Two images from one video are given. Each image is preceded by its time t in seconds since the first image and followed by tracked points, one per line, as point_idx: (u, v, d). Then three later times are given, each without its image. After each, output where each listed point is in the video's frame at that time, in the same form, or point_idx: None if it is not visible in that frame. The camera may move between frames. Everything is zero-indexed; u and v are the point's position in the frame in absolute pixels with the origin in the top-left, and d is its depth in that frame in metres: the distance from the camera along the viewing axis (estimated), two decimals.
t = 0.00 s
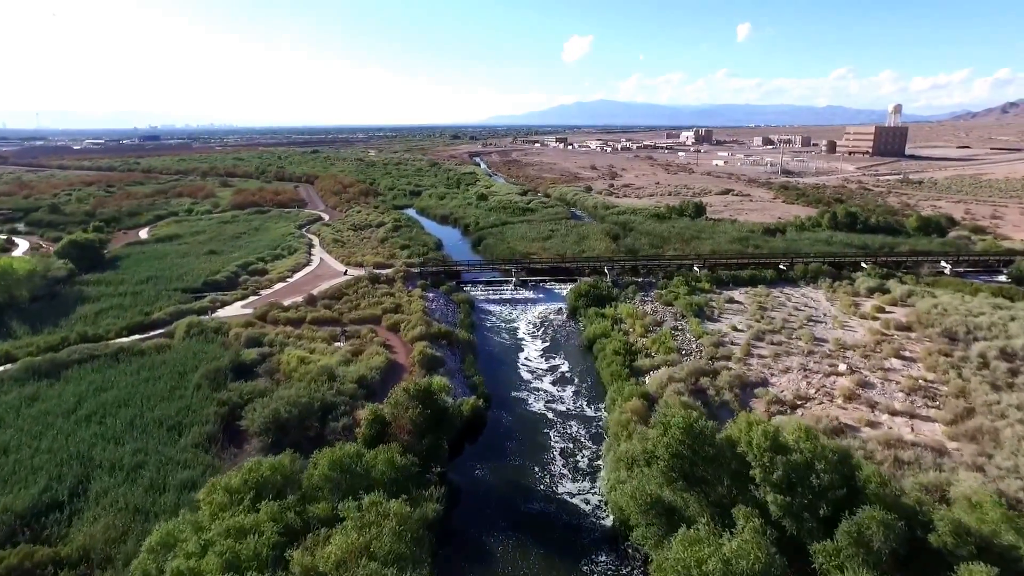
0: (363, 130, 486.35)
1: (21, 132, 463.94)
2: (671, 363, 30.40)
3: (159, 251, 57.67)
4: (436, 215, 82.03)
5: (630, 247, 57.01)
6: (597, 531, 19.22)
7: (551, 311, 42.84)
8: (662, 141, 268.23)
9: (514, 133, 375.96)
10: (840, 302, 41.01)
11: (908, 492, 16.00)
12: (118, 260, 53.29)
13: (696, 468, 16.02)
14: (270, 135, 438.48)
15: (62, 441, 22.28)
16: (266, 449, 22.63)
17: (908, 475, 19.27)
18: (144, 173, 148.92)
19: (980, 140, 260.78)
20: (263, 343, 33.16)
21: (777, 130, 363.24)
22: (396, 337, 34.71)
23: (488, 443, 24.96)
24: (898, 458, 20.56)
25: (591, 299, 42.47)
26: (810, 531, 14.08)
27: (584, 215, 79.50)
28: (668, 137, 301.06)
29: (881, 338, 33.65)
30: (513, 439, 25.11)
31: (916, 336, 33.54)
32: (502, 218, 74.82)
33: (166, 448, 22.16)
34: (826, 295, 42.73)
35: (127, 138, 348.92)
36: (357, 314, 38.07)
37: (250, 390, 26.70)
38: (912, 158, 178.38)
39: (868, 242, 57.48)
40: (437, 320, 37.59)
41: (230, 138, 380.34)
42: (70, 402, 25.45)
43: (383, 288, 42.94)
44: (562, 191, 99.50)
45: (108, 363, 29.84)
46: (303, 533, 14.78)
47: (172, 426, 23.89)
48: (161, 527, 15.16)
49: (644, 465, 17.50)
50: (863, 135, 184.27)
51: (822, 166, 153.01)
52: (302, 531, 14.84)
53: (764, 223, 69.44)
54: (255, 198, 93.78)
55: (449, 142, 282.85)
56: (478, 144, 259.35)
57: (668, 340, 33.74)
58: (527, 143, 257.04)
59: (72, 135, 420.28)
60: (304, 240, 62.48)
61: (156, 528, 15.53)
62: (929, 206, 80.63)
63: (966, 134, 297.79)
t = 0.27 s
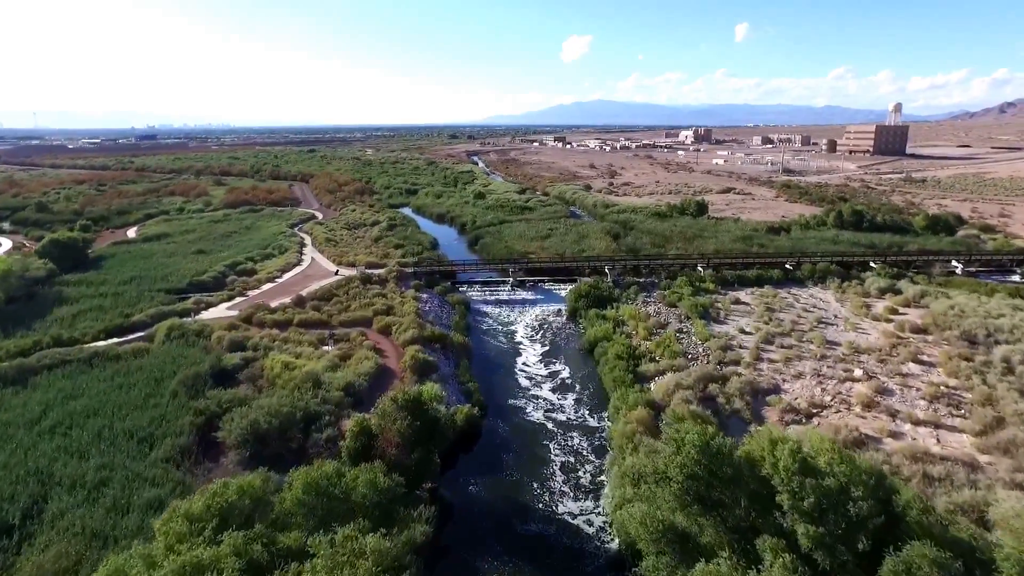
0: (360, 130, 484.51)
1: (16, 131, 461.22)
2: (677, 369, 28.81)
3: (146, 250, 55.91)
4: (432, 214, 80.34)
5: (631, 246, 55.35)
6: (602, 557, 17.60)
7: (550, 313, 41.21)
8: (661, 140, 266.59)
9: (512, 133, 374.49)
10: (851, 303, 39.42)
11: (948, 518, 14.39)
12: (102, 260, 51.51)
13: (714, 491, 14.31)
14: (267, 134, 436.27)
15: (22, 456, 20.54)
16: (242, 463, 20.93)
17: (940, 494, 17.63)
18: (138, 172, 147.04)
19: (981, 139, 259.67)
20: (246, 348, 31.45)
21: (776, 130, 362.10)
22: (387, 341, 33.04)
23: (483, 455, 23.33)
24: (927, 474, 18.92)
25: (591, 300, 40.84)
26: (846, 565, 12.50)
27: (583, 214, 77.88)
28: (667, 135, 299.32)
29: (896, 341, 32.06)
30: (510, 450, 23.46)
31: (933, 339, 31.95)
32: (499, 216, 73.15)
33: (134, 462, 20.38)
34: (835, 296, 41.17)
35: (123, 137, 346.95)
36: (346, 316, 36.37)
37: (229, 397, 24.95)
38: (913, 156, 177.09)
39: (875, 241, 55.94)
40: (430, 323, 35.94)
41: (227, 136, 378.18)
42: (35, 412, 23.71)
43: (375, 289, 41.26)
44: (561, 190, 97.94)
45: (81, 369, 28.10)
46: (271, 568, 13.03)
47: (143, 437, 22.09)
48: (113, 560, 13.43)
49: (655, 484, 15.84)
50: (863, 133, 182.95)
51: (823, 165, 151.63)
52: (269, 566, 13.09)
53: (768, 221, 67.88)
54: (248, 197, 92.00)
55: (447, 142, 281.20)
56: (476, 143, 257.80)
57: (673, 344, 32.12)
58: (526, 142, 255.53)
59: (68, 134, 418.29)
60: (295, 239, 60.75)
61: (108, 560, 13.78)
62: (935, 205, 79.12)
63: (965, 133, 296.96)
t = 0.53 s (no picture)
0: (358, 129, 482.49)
1: (12, 131, 458.58)
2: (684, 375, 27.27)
3: (132, 250, 54.16)
4: (429, 213, 78.72)
5: (633, 245, 53.76)
6: None
7: (549, 315, 39.60)
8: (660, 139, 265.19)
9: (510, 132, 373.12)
10: (863, 304, 37.88)
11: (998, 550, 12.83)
12: (86, 260, 49.77)
13: (737, 520, 13.07)
14: (265, 134, 434.21)
15: None
16: (217, 480, 19.23)
17: (979, 516, 16.06)
18: (131, 171, 145.16)
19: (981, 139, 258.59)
20: (230, 353, 29.78)
21: (776, 129, 361.07)
22: (379, 345, 31.40)
23: (478, 469, 21.74)
24: (962, 493, 17.35)
25: (592, 302, 39.25)
26: None
27: (583, 213, 76.28)
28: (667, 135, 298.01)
29: (913, 344, 30.50)
30: (507, 464, 21.88)
31: (953, 342, 30.40)
32: (497, 215, 71.55)
33: (99, 478, 18.67)
34: (846, 297, 39.64)
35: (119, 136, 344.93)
36: (336, 319, 34.72)
37: (207, 405, 23.22)
38: (915, 155, 175.91)
39: (883, 240, 54.44)
40: (424, 326, 34.32)
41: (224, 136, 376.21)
42: None
43: (367, 291, 39.62)
44: (561, 189, 96.39)
45: (52, 376, 26.39)
46: None
47: (111, 451, 20.34)
48: None
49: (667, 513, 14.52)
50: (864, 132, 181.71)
51: (825, 164, 150.29)
52: None
53: (772, 220, 66.37)
54: (241, 196, 90.25)
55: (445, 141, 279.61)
56: (474, 142, 256.32)
57: (679, 348, 30.55)
58: (524, 142, 254.00)
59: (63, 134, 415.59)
60: (287, 239, 59.03)
61: None
62: (942, 204, 77.71)
63: (965, 133, 296.17)
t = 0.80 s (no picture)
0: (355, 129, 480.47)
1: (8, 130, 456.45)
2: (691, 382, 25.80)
3: (118, 249, 52.45)
4: (425, 211, 77.17)
5: (634, 244, 52.28)
6: None
7: (549, 317, 38.05)
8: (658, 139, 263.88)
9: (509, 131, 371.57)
10: (874, 306, 36.45)
11: None
12: (69, 260, 48.03)
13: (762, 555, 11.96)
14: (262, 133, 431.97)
15: None
16: (188, 498, 17.62)
17: None
18: (124, 170, 143.32)
19: (980, 138, 257.83)
20: (211, 358, 28.14)
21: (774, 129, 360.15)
22: (369, 350, 29.83)
23: (472, 484, 20.22)
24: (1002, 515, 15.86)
25: (593, 304, 37.73)
26: None
27: (582, 212, 74.81)
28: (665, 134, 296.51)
29: (932, 347, 29.03)
30: (503, 479, 20.36)
31: (973, 345, 28.96)
32: (494, 214, 70.07)
33: (56, 499, 17.04)
34: (856, 298, 38.20)
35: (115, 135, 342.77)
36: (325, 322, 33.11)
37: (182, 414, 21.54)
38: (915, 154, 174.85)
39: (890, 239, 53.09)
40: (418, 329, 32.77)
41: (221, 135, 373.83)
42: None
43: (358, 292, 38.03)
44: (559, 187, 94.95)
45: (19, 384, 24.74)
46: None
47: (73, 467, 18.67)
48: None
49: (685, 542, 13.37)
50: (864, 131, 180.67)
51: (825, 163, 149.14)
52: None
53: (776, 219, 64.97)
54: (234, 194, 88.51)
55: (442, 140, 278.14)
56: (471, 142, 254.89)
57: (685, 353, 29.07)
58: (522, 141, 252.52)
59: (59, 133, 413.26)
60: (278, 238, 57.42)
61: None
62: (947, 202, 76.44)
63: (965, 132, 295.61)
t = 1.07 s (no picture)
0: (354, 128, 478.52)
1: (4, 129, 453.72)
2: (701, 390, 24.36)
3: (103, 248, 50.77)
4: (422, 210, 75.64)
5: (636, 243, 50.83)
6: None
7: (549, 319, 36.54)
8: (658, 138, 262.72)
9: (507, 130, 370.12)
10: (887, 307, 35.05)
11: None
12: (51, 260, 46.34)
13: None
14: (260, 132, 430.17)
15: None
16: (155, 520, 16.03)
17: None
18: (118, 168, 141.51)
19: (981, 137, 257.00)
20: (192, 363, 26.54)
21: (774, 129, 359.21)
22: (360, 354, 28.28)
23: (467, 501, 18.74)
24: None
25: (594, 305, 36.27)
26: None
27: (582, 210, 73.38)
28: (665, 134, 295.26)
29: (952, 351, 27.60)
30: (500, 496, 18.87)
31: (995, 349, 27.54)
32: (492, 212, 68.60)
33: (9, 521, 15.42)
34: (868, 299, 36.79)
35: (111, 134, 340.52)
36: (315, 325, 31.57)
37: (155, 425, 19.94)
38: (917, 153, 173.68)
39: (899, 238, 51.74)
40: (412, 332, 31.30)
41: (218, 134, 372.29)
42: None
43: (350, 294, 36.48)
44: (558, 186, 93.51)
45: None
46: None
47: (31, 484, 17.01)
48: None
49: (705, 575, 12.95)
50: (865, 130, 179.51)
51: (827, 161, 147.88)
52: None
53: (780, 218, 63.56)
54: (226, 193, 86.81)
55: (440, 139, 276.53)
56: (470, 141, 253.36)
57: (693, 358, 27.59)
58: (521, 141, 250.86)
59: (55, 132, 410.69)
60: (270, 237, 55.85)
61: None
62: (953, 200, 75.12)
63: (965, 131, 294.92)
